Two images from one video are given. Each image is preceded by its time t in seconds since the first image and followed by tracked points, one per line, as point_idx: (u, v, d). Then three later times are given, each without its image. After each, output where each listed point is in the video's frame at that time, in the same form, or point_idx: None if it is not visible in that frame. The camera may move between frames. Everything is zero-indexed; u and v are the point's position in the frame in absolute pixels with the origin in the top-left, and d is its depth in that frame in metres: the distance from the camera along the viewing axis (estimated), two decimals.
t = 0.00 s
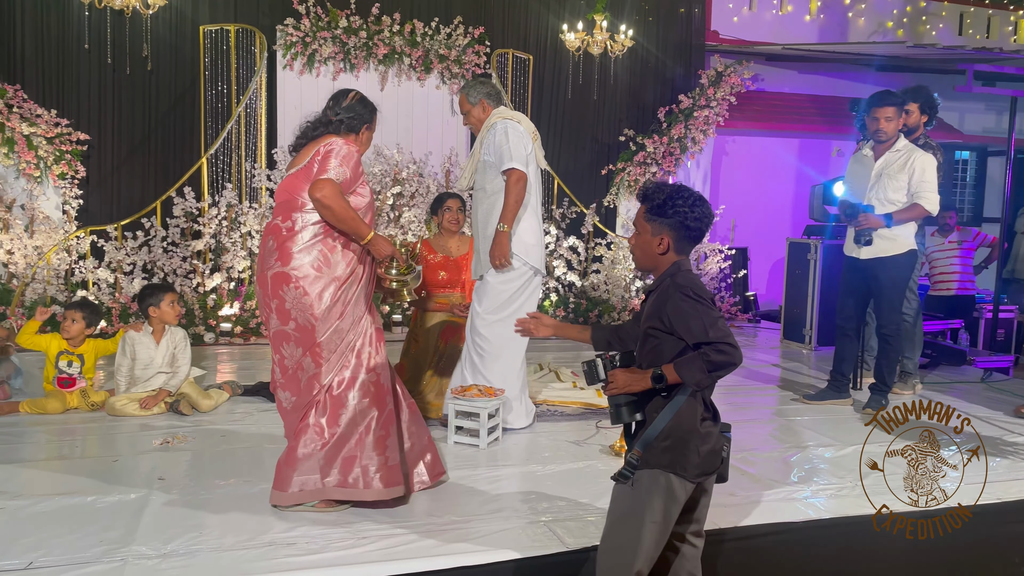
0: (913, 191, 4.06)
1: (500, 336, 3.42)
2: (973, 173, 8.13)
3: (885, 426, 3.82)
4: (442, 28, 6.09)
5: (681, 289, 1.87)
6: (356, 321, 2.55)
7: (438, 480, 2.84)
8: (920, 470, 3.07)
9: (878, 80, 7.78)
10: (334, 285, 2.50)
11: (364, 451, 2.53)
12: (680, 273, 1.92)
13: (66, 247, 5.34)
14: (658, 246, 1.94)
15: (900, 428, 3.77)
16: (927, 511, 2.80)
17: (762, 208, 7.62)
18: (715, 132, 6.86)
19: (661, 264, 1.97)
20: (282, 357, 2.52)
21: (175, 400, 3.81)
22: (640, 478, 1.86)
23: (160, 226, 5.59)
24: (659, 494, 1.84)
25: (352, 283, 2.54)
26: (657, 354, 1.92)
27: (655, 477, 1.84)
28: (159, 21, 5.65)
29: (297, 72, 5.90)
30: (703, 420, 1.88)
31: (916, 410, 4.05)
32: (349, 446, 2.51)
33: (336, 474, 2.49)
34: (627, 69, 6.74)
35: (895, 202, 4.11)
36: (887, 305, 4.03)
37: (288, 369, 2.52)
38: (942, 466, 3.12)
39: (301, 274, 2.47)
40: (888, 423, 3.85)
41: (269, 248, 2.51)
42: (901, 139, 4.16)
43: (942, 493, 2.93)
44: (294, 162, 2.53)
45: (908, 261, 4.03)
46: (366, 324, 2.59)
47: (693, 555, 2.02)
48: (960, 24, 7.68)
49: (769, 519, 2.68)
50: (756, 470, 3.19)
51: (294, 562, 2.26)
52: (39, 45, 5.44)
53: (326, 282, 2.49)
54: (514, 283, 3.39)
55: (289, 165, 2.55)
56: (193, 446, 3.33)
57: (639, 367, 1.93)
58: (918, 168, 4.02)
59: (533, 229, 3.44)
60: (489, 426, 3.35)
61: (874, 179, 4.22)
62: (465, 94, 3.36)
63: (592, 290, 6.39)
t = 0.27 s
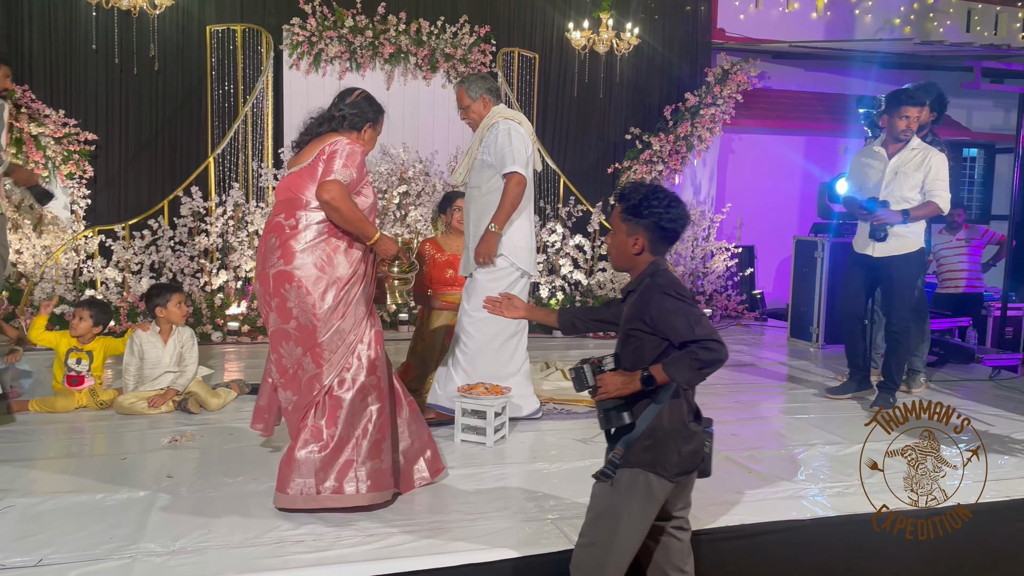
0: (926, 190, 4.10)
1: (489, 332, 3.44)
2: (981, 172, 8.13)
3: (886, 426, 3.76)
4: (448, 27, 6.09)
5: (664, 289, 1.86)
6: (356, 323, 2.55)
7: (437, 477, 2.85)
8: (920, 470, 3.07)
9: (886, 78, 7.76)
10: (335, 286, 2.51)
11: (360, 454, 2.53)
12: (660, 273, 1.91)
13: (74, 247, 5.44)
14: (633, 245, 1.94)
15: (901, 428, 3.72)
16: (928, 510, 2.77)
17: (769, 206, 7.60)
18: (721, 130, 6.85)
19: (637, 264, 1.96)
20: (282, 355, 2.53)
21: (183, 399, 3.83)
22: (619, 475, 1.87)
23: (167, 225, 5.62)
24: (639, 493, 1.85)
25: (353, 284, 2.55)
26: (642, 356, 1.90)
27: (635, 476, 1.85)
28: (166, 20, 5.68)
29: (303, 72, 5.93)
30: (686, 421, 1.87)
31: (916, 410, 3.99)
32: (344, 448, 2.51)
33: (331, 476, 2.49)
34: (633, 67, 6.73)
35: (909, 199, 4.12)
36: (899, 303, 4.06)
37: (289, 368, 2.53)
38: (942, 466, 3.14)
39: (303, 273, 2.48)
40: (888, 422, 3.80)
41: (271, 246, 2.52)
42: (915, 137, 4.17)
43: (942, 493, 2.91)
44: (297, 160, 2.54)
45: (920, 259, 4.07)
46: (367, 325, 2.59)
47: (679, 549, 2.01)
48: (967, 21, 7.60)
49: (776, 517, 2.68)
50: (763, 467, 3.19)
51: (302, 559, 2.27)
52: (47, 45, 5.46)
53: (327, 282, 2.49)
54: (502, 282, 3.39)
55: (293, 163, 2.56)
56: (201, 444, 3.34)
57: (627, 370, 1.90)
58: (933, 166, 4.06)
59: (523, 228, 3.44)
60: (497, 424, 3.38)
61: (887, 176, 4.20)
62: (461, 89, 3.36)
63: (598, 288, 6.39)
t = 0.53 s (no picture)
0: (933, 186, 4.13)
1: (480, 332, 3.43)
2: (991, 169, 8.04)
3: (885, 427, 3.73)
4: (455, 26, 6.09)
5: (592, 290, 1.87)
6: (366, 323, 2.56)
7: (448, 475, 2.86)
8: (920, 470, 3.06)
9: (894, 75, 7.72)
10: (344, 286, 2.51)
11: (374, 455, 2.54)
12: (590, 274, 1.91)
13: (85, 246, 5.43)
14: (568, 247, 1.95)
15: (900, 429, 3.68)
16: (928, 510, 2.75)
17: (777, 203, 7.58)
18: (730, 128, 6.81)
19: (570, 265, 1.97)
20: (293, 357, 2.54)
21: (194, 397, 3.85)
22: (576, 482, 1.86)
23: (177, 224, 5.65)
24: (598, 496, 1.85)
25: (362, 284, 2.55)
26: (575, 360, 1.91)
27: (590, 481, 1.85)
28: (175, 20, 5.70)
29: (311, 71, 5.89)
30: (632, 419, 1.86)
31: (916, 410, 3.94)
32: (359, 449, 2.52)
33: (346, 477, 2.50)
34: (640, 65, 6.72)
35: (920, 195, 4.11)
36: (907, 300, 4.04)
37: (300, 369, 2.54)
38: (942, 466, 3.12)
39: (312, 275, 2.48)
40: (888, 422, 3.75)
41: (279, 248, 2.53)
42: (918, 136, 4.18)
43: (942, 493, 2.88)
44: (301, 160, 2.53)
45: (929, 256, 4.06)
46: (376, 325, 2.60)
47: (654, 545, 1.97)
48: (977, 17, 7.59)
49: (785, 515, 2.68)
50: (771, 465, 3.18)
51: (312, 556, 2.28)
52: (57, 46, 5.50)
53: (336, 283, 2.50)
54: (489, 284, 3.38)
55: (297, 163, 2.56)
56: (211, 442, 3.36)
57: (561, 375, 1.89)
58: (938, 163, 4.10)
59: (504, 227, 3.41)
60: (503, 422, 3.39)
61: (898, 173, 4.15)
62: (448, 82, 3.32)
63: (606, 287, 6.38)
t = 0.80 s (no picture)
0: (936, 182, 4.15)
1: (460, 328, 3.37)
2: (1000, 166, 8.07)
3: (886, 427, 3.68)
4: (462, 24, 6.09)
5: (545, 287, 1.89)
6: (372, 323, 2.56)
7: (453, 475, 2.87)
8: (920, 470, 3.03)
9: (902, 72, 7.68)
10: (349, 288, 2.50)
11: (382, 456, 2.55)
12: (548, 270, 1.94)
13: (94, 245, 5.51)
14: (527, 241, 1.99)
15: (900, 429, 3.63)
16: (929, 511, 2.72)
17: (785, 201, 7.55)
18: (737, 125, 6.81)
19: (530, 259, 2.01)
20: (299, 358, 2.53)
21: (202, 395, 3.86)
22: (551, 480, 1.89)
23: (185, 223, 5.68)
24: (573, 492, 1.87)
25: (367, 285, 2.55)
26: (534, 357, 1.95)
27: (562, 477, 1.88)
28: (182, 20, 5.71)
29: (318, 70, 5.94)
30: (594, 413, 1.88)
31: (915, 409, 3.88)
32: (367, 450, 2.53)
33: (354, 478, 2.52)
34: (648, 63, 6.70)
35: (926, 191, 4.10)
36: (914, 297, 4.05)
37: (305, 371, 2.53)
38: (943, 466, 3.09)
39: (317, 276, 2.47)
40: (887, 422, 3.70)
41: (283, 248, 2.52)
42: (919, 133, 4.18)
43: (942, 493, 2.86)
44: (304, 160, 2.52)
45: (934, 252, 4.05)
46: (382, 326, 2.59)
47: (632, 542, 1.96)
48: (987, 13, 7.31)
49: (792, 514, 2.67)
50: (779, 464, 3.17)
51: (319, 553, 2.28)
52: (66, 46, 5.52)
53: (341, 284, 2.49)
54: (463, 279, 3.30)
55: (299, 163, 2.54)
56: (219, 440, 3.37)
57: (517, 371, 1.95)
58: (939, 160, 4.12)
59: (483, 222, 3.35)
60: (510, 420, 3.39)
61: (903, 172, 4.12)
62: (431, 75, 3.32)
63: (613, 285, 6.39)
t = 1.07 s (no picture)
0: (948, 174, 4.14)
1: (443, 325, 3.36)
2: (1011, 164, 7.98)
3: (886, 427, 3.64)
4: (470, 22, 6.09)
5: (540, 287, 1.88)
6: (365, 322, 2.56)
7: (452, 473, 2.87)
8: (920, 470, 3.01)
9: (912, 69, 7.65)
10: (342, 286, 2.51)
11: (378, 454, 2.55)
12: (544, 270, 1.93)
13: (104, 243, 5.52)
14: (521, 238, 1.99)
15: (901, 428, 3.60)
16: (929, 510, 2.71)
17: (794, 198, 7.53)
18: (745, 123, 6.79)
19: (525, 256, 2.00)
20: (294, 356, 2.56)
21: (211, 394, 3.88)
22: (543, 479, 1.90)
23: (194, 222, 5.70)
24: (565, 490, 1.88)
25: (360, 283, 2.55)
26: (529, 357, 1.94)
27: (554, 476, 1.88)
28: (191, 19, 5.73)
29: (326, 69, 5.94)
30: (587, 413, 1.89)
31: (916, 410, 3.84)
32: (362, 448, 2.54)
33: (349, 476, 2.53)
34: (655, 61, 6.69)
35: (937, 185, 4.11)
36: (926, 293, 4.06)
37: (300, 369, 2.56)
38: (943, 466, 3.06)
39: (309, 275, 2.49)
40: (888, 422, 3.67)
41: (277, 248, 2.54)
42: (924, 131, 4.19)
43: (942, 493, 2.84)
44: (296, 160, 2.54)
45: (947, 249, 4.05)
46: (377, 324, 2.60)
47: (621, 541, 1.95)
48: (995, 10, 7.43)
49: (800, 512, 2.66)
50: (788, 462, 3.16)
51: (327, 551, 2.29)
52: (75, 46, 5.54)
53: (332, 283, 2.50)
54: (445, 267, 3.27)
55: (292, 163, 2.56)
56: (228, 438, 3.38)
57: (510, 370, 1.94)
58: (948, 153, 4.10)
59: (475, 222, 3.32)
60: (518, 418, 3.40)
61: (910, 170, 4.16)
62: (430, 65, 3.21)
63: (621, 283, 6.38)
